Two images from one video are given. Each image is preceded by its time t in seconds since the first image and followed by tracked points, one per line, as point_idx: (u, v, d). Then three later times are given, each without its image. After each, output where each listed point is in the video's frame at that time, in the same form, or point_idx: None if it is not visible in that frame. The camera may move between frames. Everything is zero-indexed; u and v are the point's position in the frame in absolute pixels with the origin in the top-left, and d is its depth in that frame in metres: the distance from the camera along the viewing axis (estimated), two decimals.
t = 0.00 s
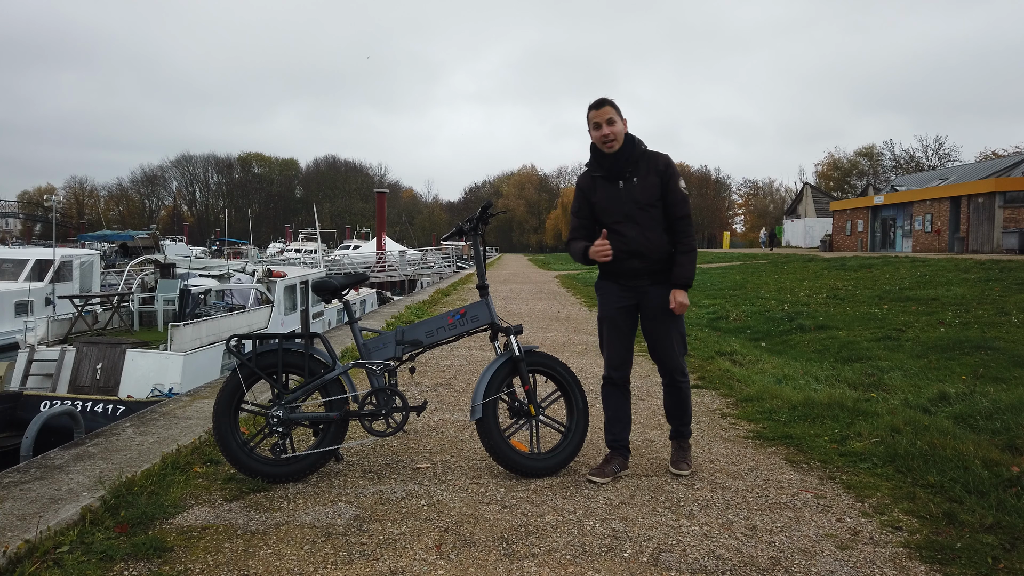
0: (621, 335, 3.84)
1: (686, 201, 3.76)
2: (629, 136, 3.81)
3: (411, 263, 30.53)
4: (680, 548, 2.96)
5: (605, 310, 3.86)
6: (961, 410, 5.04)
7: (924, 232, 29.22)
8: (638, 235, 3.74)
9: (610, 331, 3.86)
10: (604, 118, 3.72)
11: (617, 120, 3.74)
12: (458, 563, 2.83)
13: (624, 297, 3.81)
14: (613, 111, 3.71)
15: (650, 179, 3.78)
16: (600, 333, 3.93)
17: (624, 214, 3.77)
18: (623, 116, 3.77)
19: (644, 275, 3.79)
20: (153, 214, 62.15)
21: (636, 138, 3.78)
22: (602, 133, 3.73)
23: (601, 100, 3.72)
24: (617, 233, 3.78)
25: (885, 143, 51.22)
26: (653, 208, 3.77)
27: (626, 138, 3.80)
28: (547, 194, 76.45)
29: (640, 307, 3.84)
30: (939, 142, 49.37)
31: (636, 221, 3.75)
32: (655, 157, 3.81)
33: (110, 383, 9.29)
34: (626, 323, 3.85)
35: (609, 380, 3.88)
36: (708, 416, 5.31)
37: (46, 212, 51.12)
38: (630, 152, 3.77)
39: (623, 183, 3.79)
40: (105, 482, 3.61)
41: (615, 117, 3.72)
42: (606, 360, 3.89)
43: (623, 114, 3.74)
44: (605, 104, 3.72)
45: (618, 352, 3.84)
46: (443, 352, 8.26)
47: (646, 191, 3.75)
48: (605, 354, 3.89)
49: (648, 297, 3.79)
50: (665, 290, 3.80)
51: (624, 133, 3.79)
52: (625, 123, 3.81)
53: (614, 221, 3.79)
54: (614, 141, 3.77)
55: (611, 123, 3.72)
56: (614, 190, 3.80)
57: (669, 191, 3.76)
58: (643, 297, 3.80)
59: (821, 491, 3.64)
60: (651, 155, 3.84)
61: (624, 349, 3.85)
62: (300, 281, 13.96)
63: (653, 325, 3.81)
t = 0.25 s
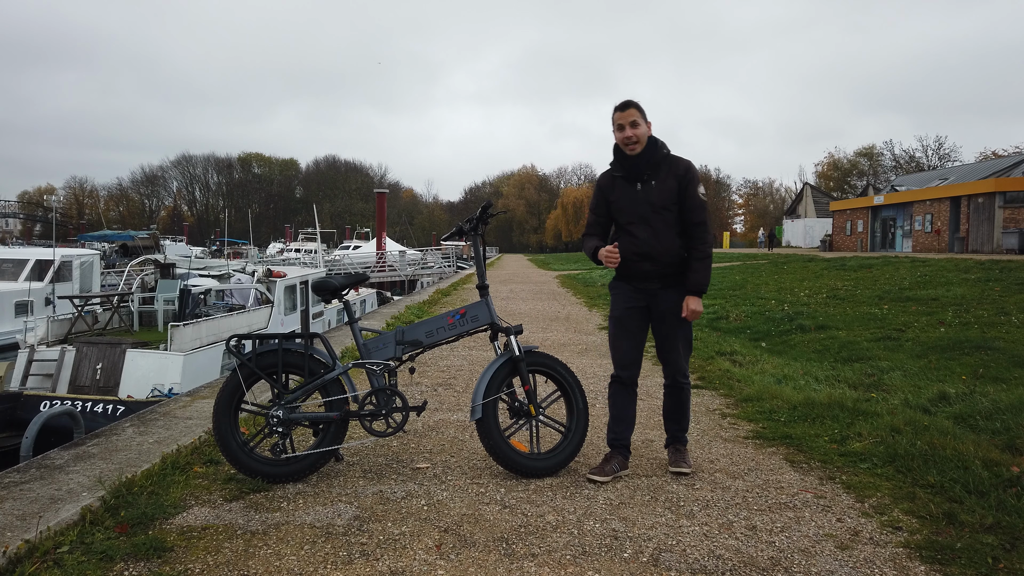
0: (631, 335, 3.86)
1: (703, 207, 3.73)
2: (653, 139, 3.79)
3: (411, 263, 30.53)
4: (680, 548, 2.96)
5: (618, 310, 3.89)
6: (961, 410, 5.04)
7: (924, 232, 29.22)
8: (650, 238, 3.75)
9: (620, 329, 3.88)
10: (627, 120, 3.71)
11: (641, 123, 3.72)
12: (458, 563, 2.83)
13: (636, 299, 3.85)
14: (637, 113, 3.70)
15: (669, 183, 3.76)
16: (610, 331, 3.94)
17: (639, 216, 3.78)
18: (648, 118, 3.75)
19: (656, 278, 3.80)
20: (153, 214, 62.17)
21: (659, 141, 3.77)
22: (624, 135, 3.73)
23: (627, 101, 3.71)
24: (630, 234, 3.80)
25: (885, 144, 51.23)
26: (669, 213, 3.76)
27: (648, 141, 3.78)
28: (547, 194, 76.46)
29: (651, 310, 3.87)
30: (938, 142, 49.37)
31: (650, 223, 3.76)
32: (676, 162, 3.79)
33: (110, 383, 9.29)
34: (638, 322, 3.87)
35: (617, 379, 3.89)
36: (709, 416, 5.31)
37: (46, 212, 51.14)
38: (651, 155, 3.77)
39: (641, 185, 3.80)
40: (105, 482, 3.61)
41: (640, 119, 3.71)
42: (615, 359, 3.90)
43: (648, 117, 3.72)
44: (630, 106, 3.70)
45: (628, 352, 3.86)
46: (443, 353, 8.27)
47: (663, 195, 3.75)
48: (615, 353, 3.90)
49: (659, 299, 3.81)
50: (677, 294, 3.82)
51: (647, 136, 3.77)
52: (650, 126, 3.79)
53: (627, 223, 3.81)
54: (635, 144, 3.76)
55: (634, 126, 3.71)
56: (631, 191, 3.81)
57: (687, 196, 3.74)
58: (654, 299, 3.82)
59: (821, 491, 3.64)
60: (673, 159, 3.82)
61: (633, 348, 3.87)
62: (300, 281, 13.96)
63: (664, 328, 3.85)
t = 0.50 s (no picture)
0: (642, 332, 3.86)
1: (717, 216, 3.73)
2: (673, 145, 3.81)
3: (411, 263, 30.55)
4: (680, 548, 2.96)
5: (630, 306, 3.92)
6: (960, 409, 5.05)
7: (924, 232, 29.23)
8: (661, 242, 3.80)
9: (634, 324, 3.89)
10: (646, 127, 3.73)
11: (661, 129, 3.74)
12: (458, 562, 2.83)
13: (648, 300, 3.87)
14: (657, 122, 3.71)
15: (684, 191, 3.78)
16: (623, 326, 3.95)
17: (652, 220, 3.84)
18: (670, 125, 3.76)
19: (668, 281, 3.84)
20: (153, 214, 62.20)
21: (677, 149, 3.78)
22: (642, 141, 3.76)
23: (647, 109, 3.72)
24: (642, 238, 3.87)
25: (885, 144, 51.24)
26: (682, 220, 3.79)
27: (668, 148, 3.80)
28: (547, 194, 76.48)
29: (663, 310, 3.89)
30: (938, 143, 49.39)
31: (662, 228, 3.81)
32: (694, 170, 3.81)
33: (110, 383, 9.29)
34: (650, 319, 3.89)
35: (626, 374, 3.88)
36: (709, 416, 5.31)
37: (46, 213, 51.18)
38: (669, 162, 3.80)
39: (657, 191, 3.84)
40: (105, 482, 3.61)
41: (660, 127, 3.73)
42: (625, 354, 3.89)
43: (669, 125, 3.72)
44: (650, 113, 3.72)
45: (637, 347, 3.85)
46: (443, 353, 8.27)
47: (677, 202, 3.78)
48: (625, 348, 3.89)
49: (671, 300, 3.84)
50: (689, 296, 3.83)
51: (667, 143, 3.79)
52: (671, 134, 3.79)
53: (641, 226, 3.87)
54: (653, 150, 3.78)
55: (654, 133, 3.73)
56: (647, 196, 3.88)
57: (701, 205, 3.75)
58: (666, 300, 3.86)
59: (821, 491, 3.64)
60: (692, 166, 3.83)
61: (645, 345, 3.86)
62: (300, 281, 13.96)
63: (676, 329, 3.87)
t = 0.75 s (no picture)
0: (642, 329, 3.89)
1: (718, 218, 3.71)
2: (678, 145, 3.81)
3: (411, 263, 30.54)
4: (680, 548, 2.96)
5: (633, 301, 3.97)
6: (960, 410, 5.05)
7: (924, 232, 29.22)
8: (661, 240, 3.84)
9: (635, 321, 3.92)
10: (649, 127, 3.76)
11: (666, 129, 3.75)
12: (458, 563, 2.83)
13: (648, 298, 3.92)
14: (659, 122, 3.72)
15: (686, 191, 3.79)
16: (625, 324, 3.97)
17: (655, 218, 3.88)
18: (676, 124, 3.76)
19: (667, 279, 3.86)
20: (153, 214, 62.23)
21: (683, 149, 3.79)
22: (646, 140, 3.79)
23: (651, 109, 3.75)
24: (645, 235, 3.92)
25: (885, 144, 51.25)
26: (683, 219, 3.80)
27: (673, 148, 3.81)
28: (547, 194, 76.48)
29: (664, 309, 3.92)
30: (938, 142, 49.38)
31: (663, 227, 3.84)
32: (699, 170, 3.80)
33: (110, 383, 9.29)
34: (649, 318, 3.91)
35: (628, 371, 3.90)
36: (709, 416, 5.31)
37: (46, 213, 51.23)
38: (673, 162, 3.81)
39: (661, 189, 3.87)
40: (105, 482, 3.61)
41: (663, 127, 3.74)
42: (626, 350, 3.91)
43: (673, 125, 3.73)
44: (655, 113, 3.73)
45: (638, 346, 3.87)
46: (443, 352, 8.27)
47: (678, 202, 3.79)
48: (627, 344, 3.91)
49: (671, 299, 3.86)
50: (692, 294, 3.84)
51: (672, 143, 3.79)
52: (677, 134, 3.79)
53: (644, 223, 3.92)
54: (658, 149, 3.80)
55: (657, 132, 3.75)
56: (651, 194, 3.91)
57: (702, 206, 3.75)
58: (666, 298, 3.88)
59: (821, 491, 3.64)
60: (698, 167, 3.82)
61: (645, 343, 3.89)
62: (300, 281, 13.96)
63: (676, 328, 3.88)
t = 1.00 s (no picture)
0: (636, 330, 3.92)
1: (712, 217, 3.70)
2: (676, 145, 3.82)
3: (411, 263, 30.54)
4: (680, 548, 2.96)
5: (626, 303, 3.99)
6: (961, 410, 5.05)
7: (924, 232, 29.23)
8: (655, 238, 3.85)
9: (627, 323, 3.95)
10: (646, 125, 3.78)
11: (663, 128, 3.76)
12: (458, 563, 2.83)
13: (640, 298, 3.94)
14: (655, 121, 3.73)
15: (682, 189, 3.79)
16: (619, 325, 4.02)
17: (650, 216, 3.89)
18: (674, 123, 3.77)
19: (659, 277, 3.87)
20: (153, 214, 62.24)
21: (679, 148, 3.80)
22: (643, 139, 3.81)
23: (648, 108, 3.76)
24: (640, 233, 3.93)
25: (885, 145, 51.26)
26: (678, 218, 3.80)
27: (671, 147, 3.82)
28: (547, 194, 76.49)
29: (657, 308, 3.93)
30: (938, 143, 49.38)
31: (658, 225, 3.85)
32: (696, 170, 3.80)
33: (110, 383, 9.29)
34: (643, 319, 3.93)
35: (623, 371, 3.96)
36: (709, 416, 5.31)
37: (46, 213, 51.25)
38: (670, 160, 3.82)
39: (658, 187, 3.89)
40: (106, 482, 3.61)
41: (660, 125, 3.75)
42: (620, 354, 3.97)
43: (670, 124, 3.74)
44: (652, 112, 3.76)
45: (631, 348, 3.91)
46: (443, 353, 8.27)
47: (673, 200, 3.80)
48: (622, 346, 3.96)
49: (664, 299, 3.87)
50: (684, 293, 3.84)
51: (669, 142, 3.80)
52: (675, 133, 3.80)
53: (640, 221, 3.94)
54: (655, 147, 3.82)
55: (653, 131, 3.75)
56: (648, 192, 3.93)
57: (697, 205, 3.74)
58: (659, 298, 3.89)
59: (821, 491, 3.64)
60: (695, 166, 3.82)
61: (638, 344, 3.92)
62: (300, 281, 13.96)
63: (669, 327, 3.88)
